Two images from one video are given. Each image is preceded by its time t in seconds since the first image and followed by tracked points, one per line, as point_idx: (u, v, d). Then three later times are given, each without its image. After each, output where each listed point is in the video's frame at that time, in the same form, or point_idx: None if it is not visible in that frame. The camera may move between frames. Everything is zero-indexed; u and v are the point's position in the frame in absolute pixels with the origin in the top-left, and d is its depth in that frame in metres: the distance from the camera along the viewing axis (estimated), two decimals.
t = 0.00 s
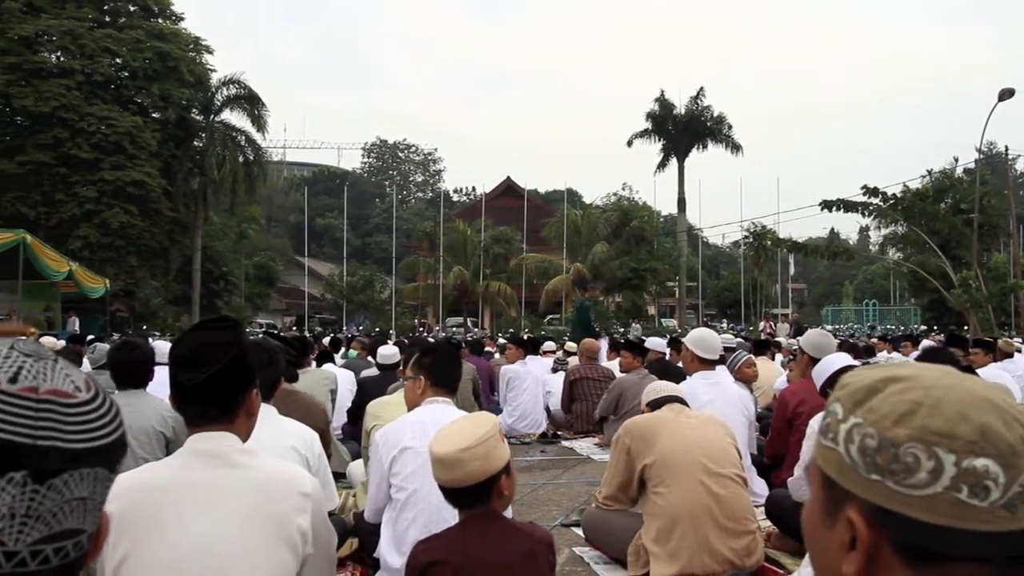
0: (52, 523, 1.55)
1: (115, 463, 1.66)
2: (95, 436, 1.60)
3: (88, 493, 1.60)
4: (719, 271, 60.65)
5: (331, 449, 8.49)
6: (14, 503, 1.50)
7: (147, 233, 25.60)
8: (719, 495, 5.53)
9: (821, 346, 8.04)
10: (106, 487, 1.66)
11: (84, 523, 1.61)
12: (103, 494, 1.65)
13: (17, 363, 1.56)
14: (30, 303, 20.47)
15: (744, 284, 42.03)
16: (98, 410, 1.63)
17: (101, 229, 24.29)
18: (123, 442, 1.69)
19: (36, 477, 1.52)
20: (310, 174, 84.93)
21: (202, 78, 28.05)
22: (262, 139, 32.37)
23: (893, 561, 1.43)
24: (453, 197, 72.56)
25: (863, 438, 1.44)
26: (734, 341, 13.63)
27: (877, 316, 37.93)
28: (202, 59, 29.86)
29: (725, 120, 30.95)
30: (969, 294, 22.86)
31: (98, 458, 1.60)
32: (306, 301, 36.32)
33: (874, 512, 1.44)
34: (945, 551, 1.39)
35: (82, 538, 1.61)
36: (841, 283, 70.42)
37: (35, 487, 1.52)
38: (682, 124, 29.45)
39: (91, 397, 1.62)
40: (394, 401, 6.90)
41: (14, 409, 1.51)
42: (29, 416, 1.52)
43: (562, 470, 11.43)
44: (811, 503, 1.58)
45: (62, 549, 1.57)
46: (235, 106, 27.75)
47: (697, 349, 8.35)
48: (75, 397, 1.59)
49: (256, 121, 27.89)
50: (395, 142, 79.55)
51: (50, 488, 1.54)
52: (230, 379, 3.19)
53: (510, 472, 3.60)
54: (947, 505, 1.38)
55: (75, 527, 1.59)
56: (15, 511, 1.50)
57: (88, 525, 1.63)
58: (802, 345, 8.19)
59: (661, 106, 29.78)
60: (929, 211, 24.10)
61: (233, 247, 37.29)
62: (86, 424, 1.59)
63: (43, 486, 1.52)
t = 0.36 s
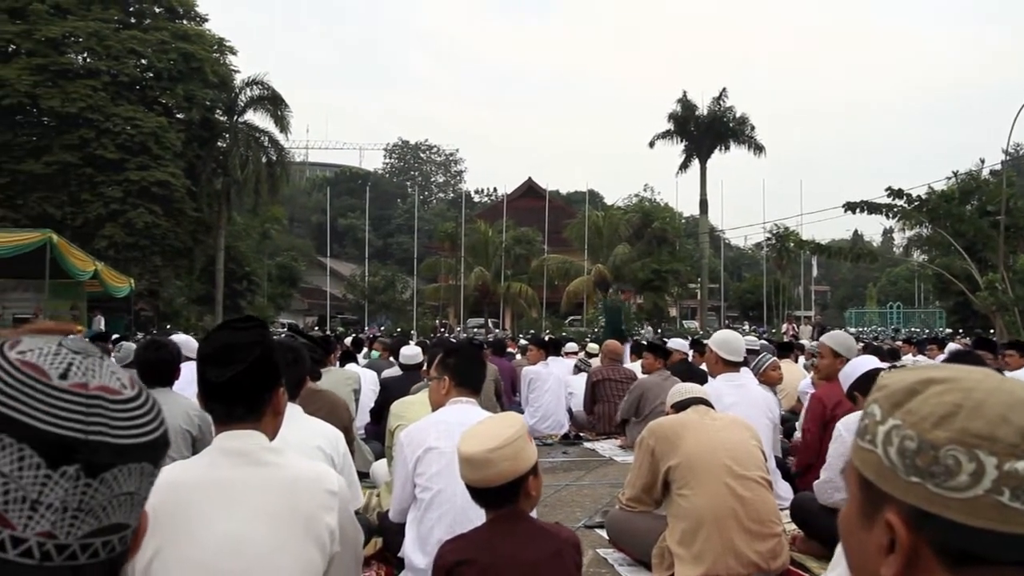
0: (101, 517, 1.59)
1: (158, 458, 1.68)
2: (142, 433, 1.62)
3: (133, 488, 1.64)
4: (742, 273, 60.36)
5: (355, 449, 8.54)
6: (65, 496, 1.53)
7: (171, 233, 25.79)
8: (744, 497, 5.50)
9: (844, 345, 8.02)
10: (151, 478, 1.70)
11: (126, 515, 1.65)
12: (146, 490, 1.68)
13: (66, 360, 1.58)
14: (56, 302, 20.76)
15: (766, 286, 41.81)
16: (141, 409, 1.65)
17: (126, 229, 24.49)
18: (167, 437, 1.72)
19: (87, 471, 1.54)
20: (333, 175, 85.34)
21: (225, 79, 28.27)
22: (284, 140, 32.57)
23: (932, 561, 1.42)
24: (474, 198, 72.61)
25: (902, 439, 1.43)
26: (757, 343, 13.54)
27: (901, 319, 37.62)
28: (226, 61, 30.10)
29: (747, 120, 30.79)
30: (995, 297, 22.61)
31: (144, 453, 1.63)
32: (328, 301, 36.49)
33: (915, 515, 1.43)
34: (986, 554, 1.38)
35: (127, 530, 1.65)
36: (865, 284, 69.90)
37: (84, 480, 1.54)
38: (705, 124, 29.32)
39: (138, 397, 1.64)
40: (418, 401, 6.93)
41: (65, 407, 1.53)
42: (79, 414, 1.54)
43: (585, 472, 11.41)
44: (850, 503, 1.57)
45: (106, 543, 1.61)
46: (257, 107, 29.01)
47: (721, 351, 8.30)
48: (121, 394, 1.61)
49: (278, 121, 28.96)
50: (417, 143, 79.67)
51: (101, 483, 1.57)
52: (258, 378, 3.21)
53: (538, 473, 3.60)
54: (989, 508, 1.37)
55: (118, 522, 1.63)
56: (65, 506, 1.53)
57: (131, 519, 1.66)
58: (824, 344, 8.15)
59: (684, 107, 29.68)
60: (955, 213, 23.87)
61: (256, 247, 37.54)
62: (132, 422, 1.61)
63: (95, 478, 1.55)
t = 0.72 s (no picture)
0: (161, 507, 1.56)
1: (213, 452, 1.67)
2: (198, 426, 1.61)
3: (191, 480, 1.63)
4: (771, 270, 60.00)
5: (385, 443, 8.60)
6: (130, 487, 1.50)
7: (202, 231, 26.05)
8: (778, 495, 5.46)
9: (870, 338, 7.92)
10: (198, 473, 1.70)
11: (182, 507, 1.63)
12: (200, 481, 1.66)
13: (127, 354, 1.56)
14: (90, 299, 21.11)
15: (796, 283, 41.50)
16: (196, 403, 1.64)
17: (157, 226, 24.74)
18: (217, 432, 1.71)
19: (152, 462, 1.52)
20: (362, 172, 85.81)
21: (255, 78, 28.49)
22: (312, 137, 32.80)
23: (983, 560, 1.40)
24: (502, 195, 72.71)
25: (952, 436, 1.42)
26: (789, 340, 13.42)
27: (933, 316, 37.22)
28: (255, 59, 30.35)
29: (776, 116, 30.56)
30: None
31: (202, 445, 1.62)
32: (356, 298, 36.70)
33: (965, 512, 1.41)
34: None
35: (182, 522, 1.63)
36: (896, 280, 69.20)
37: (149, 471, 1.52)
38: (734, 120, 29.14)
39: (192, 390, 1.63)
40: (449, 397, 6.95)
41: (129, 397, 1.52)
42: (143, 406, 1.53)
43: (615, 468, 11.40)
44: (896, 502, 1.56)
45: (163, 534, 1.58)
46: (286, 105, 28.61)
47: (752, 347, 8.25)
48: (178, 389, 1.60)
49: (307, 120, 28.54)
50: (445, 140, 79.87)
51: (162, 473, 1.55)
52: (294, 372, 3.23)
53: (573, 468, 3.60)
54: None
55: (175, 514, 1.60)
56: (128, 496, 1.51)
57: (186, 510, 1.64)
58: (851, 338, 8.04)
59: (712, 103, 29.52)
60: (989, 209, 23.57)
61: (286, 244, 37.82)
62: (190, 415, 1.60)
63: (158, 470, 1.54)
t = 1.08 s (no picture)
0: (223, 502, 1.42)
1: (270, 451, 1.54)
2: (261, 421, 1.49)
3: (251, 478, 1.49)
4: (806, 268, 59.48)
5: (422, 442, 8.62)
6: (194, 480, 1.37)
7: (237, 231, 26.29)
8: (819, 495, 5.41)
9: (907, 335, 7.81)
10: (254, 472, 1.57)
11: (242, 507, 1.48)
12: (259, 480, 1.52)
13: (188, 352, 1.46)
14: (129, 298, 21.42)
15: (831, 281, 41.08)
16: (255, 401, 1.51)
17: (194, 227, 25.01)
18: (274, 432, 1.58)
19: (215, 457, 1.39)
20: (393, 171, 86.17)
21: (290, 79, 28.71)
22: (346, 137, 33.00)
23: None
24: (534, 194, 72.68)
25: (1010, 435, 1.42)
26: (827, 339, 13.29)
27: (972, 314, 36.70)
28: (289, 60, 30.62)
29: (811, 112, 30.28)
30: None
31: (263, 443, 1.49)
32: (390, 297, 36.86)
33: None
34: None
35: (244, 523, 1.48)
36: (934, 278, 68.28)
37: (212, 467, 1.39)
38: (768, 117, 28.91)
39: (251, 389, 1.52)
40: (486, 395, 6.95)
41: (191, 391, 1.40)
42: (205, 403, 1.40)
43: (651, 467, 11.35)
44: (951, 502, 1.55)
45: (224, 530, 1.43)
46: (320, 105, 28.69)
47: (790, 345, 8.22)
48: (237, 387, 1.48)
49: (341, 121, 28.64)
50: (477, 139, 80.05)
51: (224, 468, 1.41)
52: (336, 369, 3.28)
53: (614, 468, 3.59)
54: None
55: (235, 510, 1.45)
56: (193, 490, 1.37)
57: (248, 509, 1.50)
58: (888, 334, 7.93)
59: (746, 99, 29.32)
60: None
61: (320, 244, 38.09)
62: (253, 410, 1.48)
63: (221, 466, 1.40)
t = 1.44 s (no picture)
0: (265, 501, 1.42)
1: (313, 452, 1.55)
2: (302, 423, 1.51)
3: (293, 477, 1.49)
4: (832, 270, 58.96)
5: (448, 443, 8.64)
6: (240, 479, 1.38)
7: (263, 231, 26.48)
8: (849, 498, 5.38)
9: (939, 338, 7.73)
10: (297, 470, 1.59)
11: (284, 506, 1.49)
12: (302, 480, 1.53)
13: (231, 354, 1.47)
14: (158, 298, 21.64)
15: (859, 283, 40.69)
16: (295, 402, 1.53)
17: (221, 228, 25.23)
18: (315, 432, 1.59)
19: (260, 455, 1.40)
20: (419, 173, 86.45)
21: (316, 81, 28.86)
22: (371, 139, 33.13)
23: None
24: (559, 195, 72.58)
25: None
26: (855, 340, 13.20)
27: (1002, 317, 36.22)
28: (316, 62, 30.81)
29: (839, 113, 30.01)
30: None
31: (304, 443, 1.50)
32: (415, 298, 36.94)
33: None
34: None
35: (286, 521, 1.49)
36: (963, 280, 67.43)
37: (256, 465, 1.40)
38: (795, 118, 28.69)
39: (292, 391, 1.53)
40: (513, 396, 6.95)
41: (236, 392, 1.41)
42: (249, 403, 1.41)
43: (677, 470, 11.31)
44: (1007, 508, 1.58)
45: (266, 529, 1.44)
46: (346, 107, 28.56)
47: (818, 348, 8.12)
48: (279, 388, 1.49)
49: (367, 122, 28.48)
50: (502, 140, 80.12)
51: (268, 467, 1.42)
52: (368, 370, 3.29)
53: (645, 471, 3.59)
54: None
55: (278, 509, 1.46)
56: (238, 487, 1.38)
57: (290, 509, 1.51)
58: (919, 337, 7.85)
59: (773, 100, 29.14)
60: None
61: (346, 245, 38.25)
62: (295, 411, 1.49)
63: (265, 463, 1.41)
